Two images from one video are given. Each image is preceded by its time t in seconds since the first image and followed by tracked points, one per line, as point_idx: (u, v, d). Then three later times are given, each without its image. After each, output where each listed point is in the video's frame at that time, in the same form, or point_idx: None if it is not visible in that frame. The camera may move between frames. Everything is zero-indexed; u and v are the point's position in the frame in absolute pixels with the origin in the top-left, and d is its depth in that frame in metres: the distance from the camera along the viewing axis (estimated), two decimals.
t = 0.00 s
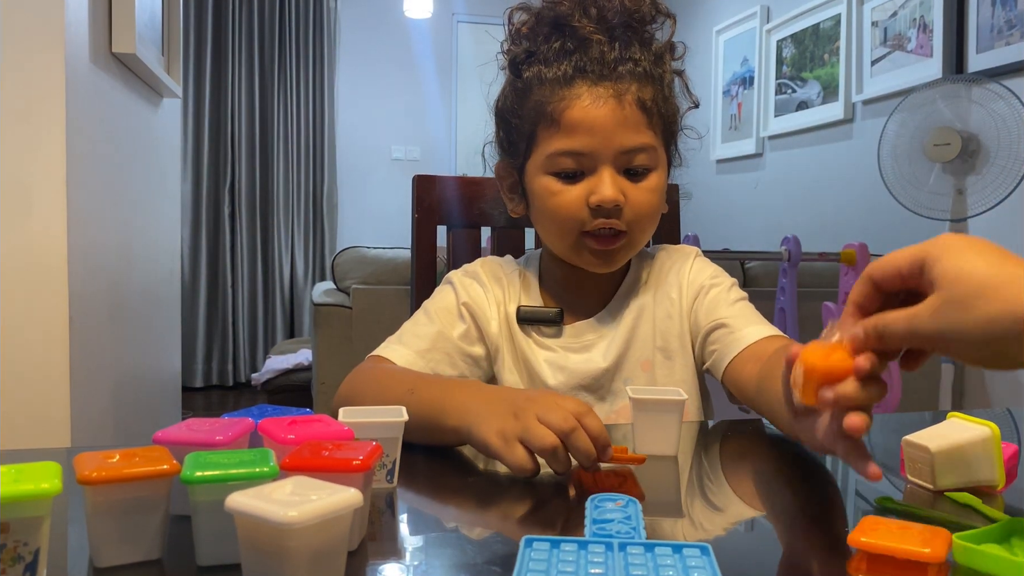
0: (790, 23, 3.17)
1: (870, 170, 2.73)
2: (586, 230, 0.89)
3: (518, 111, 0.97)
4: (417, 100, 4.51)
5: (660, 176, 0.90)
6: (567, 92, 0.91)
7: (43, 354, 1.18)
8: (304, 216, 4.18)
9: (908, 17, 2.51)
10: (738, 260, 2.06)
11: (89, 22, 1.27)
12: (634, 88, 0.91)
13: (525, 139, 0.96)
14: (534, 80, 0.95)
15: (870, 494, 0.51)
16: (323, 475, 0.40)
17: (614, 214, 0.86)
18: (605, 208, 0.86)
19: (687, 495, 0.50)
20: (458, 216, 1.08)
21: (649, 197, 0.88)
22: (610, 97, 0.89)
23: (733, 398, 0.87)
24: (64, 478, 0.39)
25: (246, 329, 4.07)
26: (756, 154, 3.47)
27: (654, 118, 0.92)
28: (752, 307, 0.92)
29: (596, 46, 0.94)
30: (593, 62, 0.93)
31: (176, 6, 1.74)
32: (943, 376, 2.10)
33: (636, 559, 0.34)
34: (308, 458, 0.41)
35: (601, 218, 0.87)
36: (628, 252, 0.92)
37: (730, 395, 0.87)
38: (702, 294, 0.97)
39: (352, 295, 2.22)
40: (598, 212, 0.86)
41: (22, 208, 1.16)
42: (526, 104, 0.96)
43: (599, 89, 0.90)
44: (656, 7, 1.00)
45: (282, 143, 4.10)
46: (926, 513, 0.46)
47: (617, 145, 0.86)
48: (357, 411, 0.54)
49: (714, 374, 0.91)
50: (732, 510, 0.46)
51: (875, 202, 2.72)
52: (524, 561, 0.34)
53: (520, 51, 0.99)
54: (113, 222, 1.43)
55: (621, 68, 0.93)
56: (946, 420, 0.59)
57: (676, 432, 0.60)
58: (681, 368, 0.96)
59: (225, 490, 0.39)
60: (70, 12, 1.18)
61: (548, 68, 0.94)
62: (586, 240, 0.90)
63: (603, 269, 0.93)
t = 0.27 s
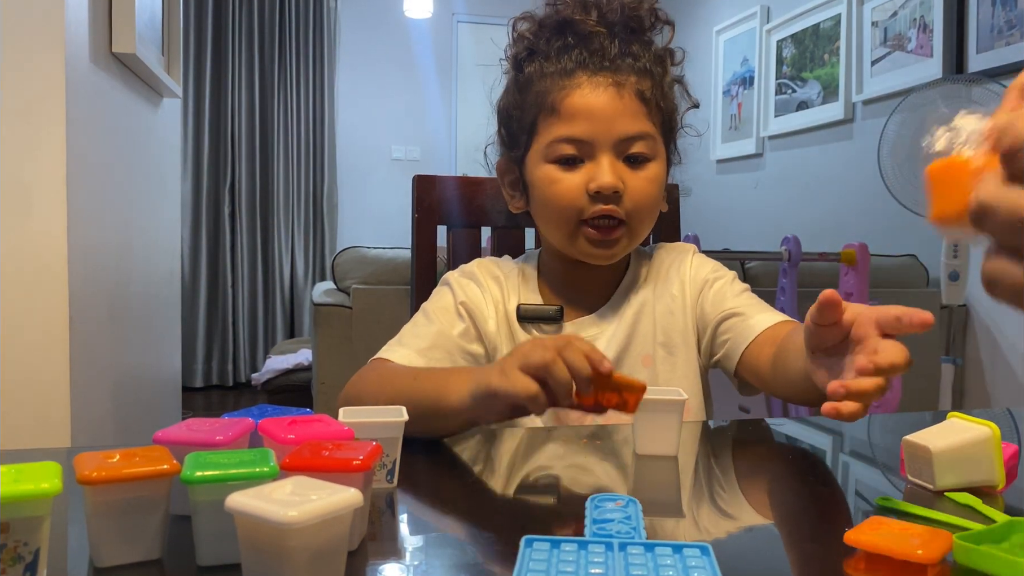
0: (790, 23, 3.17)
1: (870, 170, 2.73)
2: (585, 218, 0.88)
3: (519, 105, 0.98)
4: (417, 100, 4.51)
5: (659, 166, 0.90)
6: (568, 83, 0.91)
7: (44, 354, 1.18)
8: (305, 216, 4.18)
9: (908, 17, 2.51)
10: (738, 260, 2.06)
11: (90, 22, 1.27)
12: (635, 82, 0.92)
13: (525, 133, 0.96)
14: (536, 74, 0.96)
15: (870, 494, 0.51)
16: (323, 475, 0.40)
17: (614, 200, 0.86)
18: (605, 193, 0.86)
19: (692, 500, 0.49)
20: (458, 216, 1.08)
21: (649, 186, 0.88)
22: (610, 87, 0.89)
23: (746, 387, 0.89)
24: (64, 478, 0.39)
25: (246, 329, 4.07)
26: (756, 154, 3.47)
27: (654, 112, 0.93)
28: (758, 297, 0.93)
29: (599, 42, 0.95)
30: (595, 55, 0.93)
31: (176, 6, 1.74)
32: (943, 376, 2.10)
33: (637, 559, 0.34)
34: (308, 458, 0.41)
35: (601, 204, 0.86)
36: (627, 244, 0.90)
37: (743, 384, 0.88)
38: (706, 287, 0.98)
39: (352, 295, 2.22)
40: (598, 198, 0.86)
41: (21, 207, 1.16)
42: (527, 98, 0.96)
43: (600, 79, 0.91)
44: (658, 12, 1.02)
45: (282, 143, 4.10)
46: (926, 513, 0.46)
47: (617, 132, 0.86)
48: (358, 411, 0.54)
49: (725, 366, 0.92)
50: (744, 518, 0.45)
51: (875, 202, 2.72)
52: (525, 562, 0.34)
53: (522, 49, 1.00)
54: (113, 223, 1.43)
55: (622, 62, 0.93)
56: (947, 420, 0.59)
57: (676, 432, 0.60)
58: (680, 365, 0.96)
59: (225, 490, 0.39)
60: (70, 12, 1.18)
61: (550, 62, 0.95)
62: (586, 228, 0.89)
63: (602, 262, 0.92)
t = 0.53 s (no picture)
0: (790, 23, 3.17)
1: (870, 170, 2.73)
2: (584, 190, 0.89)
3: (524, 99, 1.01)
4: (417, 100, 4.50)
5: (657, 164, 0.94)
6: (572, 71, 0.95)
7: (45, 355, 1.18)
8: (305, 216, 4.18)
9: (908, 17, 2.51)
10: (738, 260, 2.05)
11: (90, 22, 1.27)
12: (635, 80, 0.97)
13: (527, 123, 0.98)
14: (542, 73, 0.99)
15: (870, 494, 0.51)
16: (323, 475, 0.40)
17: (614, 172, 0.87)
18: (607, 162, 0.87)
19: (702, 494, 0.51)
20: (458, 216, 1.08)
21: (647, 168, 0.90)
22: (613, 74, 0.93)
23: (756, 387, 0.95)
24: (64, 477, 0.39)
25: (246, 328, 4.07)
26: (756, 154, 3.47)
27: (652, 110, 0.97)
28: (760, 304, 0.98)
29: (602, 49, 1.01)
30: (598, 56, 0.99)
31: (176, 6, 1.74)
32: (943, 376, 2.10)
33: (637, 559, 0.34)
34: (308, 458, 0.41)
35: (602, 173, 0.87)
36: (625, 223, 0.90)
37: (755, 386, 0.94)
38: (714, 296, 0.99)
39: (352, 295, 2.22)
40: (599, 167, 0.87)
41: (21, 207, 1.16)
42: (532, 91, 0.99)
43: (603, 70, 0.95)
44: (657, 44, 1.10)
45: (282, 143, 4.10)
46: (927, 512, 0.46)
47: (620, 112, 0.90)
48: (358, 411, 0.54)
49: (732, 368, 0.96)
50: (761, 498, 0.49)
51: (875, 202, 2.72)
52: (525, 562, 0.34)
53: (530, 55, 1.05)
54: (113, 223, 1.43)
55: (623, 63, 0.98)
56: (946, 420, 0.59)
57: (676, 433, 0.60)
58: (681, 363, 0.96)
59: (225, 491, 0.39)
60: (70, 12, 1.18)
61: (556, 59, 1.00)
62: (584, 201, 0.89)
63: (603, 245, 0.91)
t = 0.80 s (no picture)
0: (790, 23, 3.17)
1: (870, 170, 2.73)
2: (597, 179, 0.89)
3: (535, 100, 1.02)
4: (417, 100, 4.50)
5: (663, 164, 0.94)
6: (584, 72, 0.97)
7: (44, 354, 1.18)
8: (304, 216, 4.18)
9: (908, 17, 2.51)
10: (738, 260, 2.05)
11: (89, 23, 1.27)
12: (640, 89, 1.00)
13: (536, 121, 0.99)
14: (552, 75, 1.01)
15: (870, 494, 0.51)
16: (324, 475, 0.40)
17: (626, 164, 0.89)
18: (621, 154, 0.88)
19: (703, 492, 0.51)
20: (458, 216, 1.08)
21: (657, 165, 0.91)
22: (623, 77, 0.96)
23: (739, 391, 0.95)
24: (64, 478, 0.39)
25: (246, 329, 4.07)
26: (756, 154, 3.47)
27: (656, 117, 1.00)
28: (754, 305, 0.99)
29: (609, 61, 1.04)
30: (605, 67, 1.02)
31: (176, 6, 1.74)
32: (943, 376, 2.09)
33: (637, 559, 0.34)
34: (308, 458, 0.41)
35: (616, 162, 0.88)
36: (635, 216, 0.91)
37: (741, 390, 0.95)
38: (706, 291, 1.01)
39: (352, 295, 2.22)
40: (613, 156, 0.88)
41: (20, 206, 1.16)
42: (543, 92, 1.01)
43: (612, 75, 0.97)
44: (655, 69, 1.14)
45: (282, 144, 4.09)
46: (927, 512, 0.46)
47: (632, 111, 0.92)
48: (358, 412, 0.53)
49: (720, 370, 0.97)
50: (746, 496, 0.50)
51: (875, 202, 2.72)
52: (524, 562, 0.34)
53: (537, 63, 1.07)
54: (113, 224, 1.43)
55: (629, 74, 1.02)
56: (946, 420, 0.59)
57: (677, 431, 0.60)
58: (682, 360, 0.96)
59: (225, 491, 0.39)
60: (70, 13, 1.18)
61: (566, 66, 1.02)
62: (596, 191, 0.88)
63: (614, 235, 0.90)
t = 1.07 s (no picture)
0: (790, 23, 3.17)
1: (870, 170, 2.73)
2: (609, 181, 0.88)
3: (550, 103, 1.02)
4: (417, 100, 4.50)
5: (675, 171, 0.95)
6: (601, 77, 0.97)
7: (44, 354, 1.18)
8: (304, 216, 4.18)
9: (908, 17, 2.51)
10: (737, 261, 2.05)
11: (89, 23, 1.27)
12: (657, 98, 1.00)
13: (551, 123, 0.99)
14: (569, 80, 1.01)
15: (870, 494, 0.51)
16: (324, 475, 0.40)
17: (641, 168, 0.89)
18: (636, 158, 0.88)
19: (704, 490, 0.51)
20: (458, 216, 1.08)
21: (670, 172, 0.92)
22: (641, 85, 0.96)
23: (727, 394, 0.95)
24: (64, 477, 0.39)
25: (246, 329, 4.07)
26: (756, 154, 3.47)
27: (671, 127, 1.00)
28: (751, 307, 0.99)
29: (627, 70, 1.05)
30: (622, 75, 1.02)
31: (176, 6, 1.74)
32: (943, 376, 2.09)
33: (636, 559, 0.34)
34: (308, 458, 0.41)
35: (630, 166, 0.88)
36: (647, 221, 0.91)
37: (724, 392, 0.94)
38: (705, 292, 1.01)
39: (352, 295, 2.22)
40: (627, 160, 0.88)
41: (20, 206, 1.16)
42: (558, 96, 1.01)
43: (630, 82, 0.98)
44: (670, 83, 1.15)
45: (282, 144, 4.10)
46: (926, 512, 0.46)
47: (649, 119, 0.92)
48: (359, 412, 0.53)
49: (709, 372, 0.96)
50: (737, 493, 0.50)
51: (875, 202, 2.72)
52: (525, 562, 0.34)
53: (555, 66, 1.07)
54: (113, 223, 1.43)
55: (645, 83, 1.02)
56: (947, 420, 0.59)
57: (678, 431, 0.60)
58: (682, 359, 0.96)
59: (225, 491, 0.39)
60: (70, 14, 1.18)
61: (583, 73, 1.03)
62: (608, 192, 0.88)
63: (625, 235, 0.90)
